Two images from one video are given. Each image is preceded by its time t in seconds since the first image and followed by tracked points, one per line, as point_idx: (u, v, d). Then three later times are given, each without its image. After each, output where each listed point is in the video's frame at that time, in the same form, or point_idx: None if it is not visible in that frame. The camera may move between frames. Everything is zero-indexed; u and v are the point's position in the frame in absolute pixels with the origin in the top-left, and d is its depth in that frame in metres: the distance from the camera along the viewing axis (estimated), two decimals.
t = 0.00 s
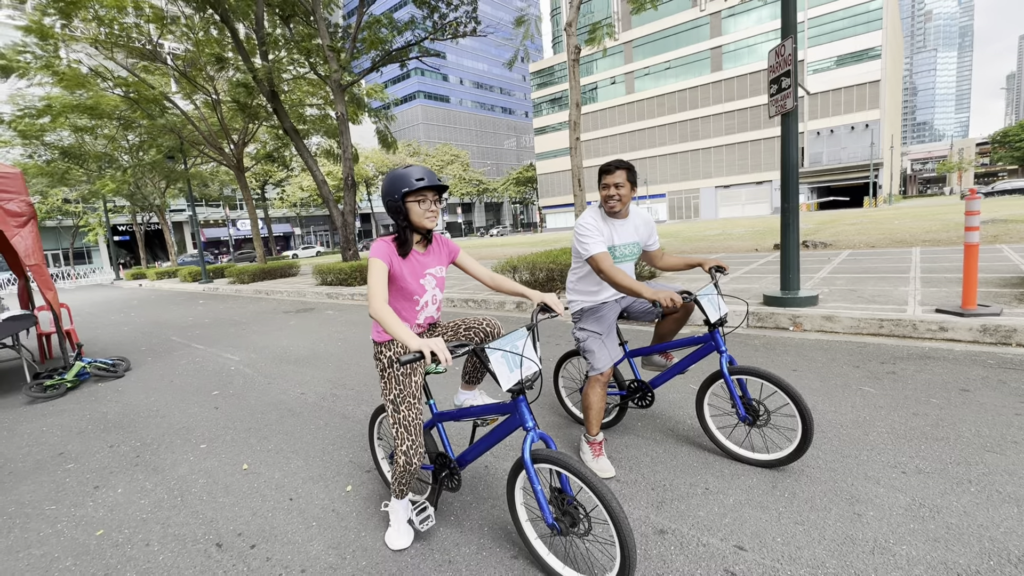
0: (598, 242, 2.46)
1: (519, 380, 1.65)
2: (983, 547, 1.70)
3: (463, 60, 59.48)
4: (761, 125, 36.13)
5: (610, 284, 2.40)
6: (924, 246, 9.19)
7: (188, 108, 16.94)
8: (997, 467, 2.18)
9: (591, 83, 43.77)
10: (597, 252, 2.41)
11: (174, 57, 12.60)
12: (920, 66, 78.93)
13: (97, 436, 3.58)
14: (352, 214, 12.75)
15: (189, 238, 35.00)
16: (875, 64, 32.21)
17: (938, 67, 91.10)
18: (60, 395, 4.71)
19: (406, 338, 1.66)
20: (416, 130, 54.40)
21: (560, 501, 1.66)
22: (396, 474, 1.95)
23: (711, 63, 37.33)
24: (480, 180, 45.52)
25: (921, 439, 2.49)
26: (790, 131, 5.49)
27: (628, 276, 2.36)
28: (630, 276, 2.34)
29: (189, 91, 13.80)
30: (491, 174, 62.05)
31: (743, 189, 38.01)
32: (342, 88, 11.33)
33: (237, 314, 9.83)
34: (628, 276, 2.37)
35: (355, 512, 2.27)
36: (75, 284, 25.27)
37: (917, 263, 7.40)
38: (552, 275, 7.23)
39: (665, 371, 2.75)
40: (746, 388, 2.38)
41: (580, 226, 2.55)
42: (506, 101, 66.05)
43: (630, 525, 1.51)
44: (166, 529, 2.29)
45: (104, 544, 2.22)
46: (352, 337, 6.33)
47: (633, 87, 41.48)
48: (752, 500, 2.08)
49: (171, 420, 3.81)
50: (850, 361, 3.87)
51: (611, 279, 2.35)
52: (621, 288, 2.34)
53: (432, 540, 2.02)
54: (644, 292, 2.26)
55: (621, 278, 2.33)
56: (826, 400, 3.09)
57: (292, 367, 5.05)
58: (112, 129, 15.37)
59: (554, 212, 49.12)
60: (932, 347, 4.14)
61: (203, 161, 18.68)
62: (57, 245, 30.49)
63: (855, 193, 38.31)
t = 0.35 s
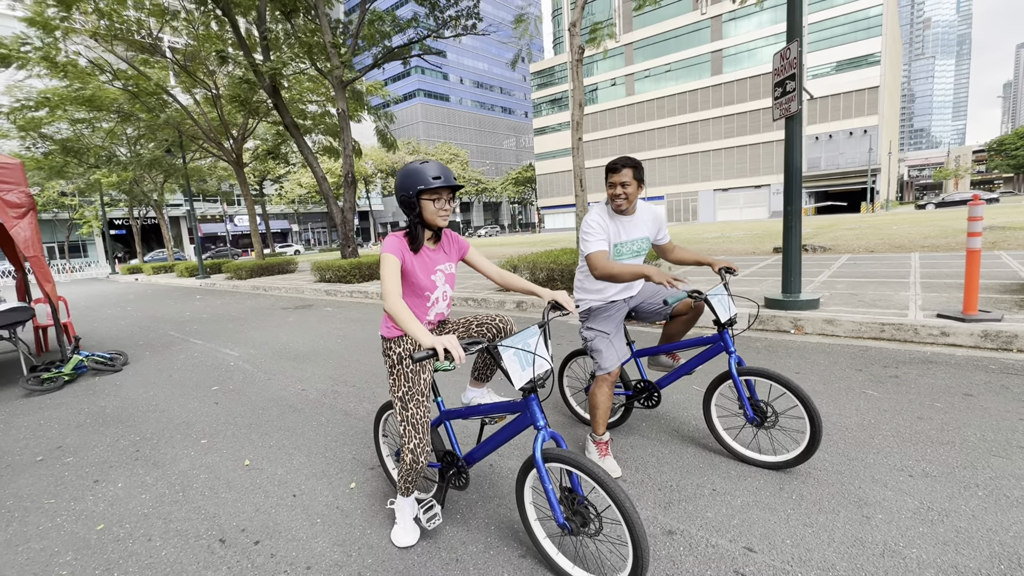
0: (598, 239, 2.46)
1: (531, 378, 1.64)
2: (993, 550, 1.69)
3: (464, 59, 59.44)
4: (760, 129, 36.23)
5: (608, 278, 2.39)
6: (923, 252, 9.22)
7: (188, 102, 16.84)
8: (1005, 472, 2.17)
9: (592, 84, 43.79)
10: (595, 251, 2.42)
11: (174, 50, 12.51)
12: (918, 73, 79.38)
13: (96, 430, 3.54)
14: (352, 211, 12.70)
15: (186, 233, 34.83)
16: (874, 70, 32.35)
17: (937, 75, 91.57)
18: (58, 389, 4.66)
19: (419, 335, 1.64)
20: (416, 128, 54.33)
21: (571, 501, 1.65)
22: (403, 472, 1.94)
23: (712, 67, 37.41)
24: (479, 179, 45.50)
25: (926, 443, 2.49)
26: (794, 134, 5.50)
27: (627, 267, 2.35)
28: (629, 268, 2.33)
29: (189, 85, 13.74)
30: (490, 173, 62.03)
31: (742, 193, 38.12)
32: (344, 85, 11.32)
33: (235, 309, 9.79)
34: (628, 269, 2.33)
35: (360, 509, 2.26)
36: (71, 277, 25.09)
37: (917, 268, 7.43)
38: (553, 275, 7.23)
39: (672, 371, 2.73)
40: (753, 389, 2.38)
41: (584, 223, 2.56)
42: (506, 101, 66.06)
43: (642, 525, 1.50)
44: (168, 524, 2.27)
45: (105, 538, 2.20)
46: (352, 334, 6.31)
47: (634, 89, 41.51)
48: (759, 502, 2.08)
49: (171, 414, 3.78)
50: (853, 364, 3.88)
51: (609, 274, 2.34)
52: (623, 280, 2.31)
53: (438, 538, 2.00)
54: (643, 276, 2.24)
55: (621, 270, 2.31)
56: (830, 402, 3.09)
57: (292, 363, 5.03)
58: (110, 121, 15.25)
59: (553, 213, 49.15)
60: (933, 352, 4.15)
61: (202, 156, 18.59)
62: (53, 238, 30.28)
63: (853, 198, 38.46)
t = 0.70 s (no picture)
0: (595, 247, 2.48)
1: (543, 382, 1.63)
2: (1000, 559, 1.69)
3: (462, 58, 59.37)
4: (757, 133, 36.39)
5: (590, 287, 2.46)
6: (919, 257, 9.28)
7: (184, 97, 16.73)
8: (1008, 479, 2.18)
9: (591, 84, 43.83)
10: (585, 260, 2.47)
11: (170, 44, 12.42)
12: (913, 79, 80.04)
13: (92, 428, 3.50)
14: (349, 208, 12.65)
15: (180, 228, 34.62)
16: (871, 75, 32.54)
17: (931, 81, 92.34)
18: (52, 385, 4.61)
19: (431, 338, 1.64)
20: (413, 127, 54.23)
21: (581, 506, 1.64)
22: (410, 474, 1.92)
23: (710, 69, 37.53)
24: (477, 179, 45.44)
25: (929, 449, 2.49)
26: (795, 138, 5.52)
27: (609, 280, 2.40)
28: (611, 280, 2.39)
29: (185, 80, 13.66)
30: (487, 172, 62.00)
31: (738, 196, 38.28)
32: (342, 82, 11.29)
33: (231, 306, 9.73)
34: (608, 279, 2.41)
35: (363, 512, 2.24)
36: (63, 272, 24.87)
37: (914, 273, 7.47)
38: (552, 276, 7.22)
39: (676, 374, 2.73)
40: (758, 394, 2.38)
41: (590, 223, 2.54)
42: (505, 100, 66.05)
43: (655, 532, 1.49)
44: (167, 525, 2.24)
45: (103, 539, 2.17)
46: (350, 333, 6.28)
47: (632, 90, 41.58)
48: (765, 507, 2.07)
49: (168, 412, 3.74)
50: (854, 369, 3.89)
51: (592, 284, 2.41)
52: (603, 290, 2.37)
53: (443, 542, 1.99)
54: (623, 292, 2.30)
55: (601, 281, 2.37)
56: (832, 407, 3.09)
57: (290, 362, 4.99)
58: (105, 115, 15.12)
59: (550, 213, 49.17)
60: (933, 357, 4.17)
61: (198, 151, 18.47)
62: (45, 232, 30.01)
63: (848, 202, 38.67)
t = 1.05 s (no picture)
0: (589, 254, 2.50)
1: (541, 387, 1.62)
2: (996, 566, 1.69)
3: (460, 57, 59.25)
4: (753, 135, 36.55)
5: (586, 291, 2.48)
6: (912, 260, 9.34)
7: (179, 94, 16.61)
8: (1002, 484, 2.18)
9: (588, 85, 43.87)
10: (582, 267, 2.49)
11: (165, 40, 12.32)
12: (907, 83, 80.75)
13: (80, 428, 3.45)
14: (345, 207, 12.58)
15: (174, 225, 34.36)
16: (866, 80, 32.76)
17: (925, 86, 93.10)
18: (40, 384, 4.55)
19: (427, 341, 1.63)
20: (410, 126, 54.08)
21: (578, 513, 1.63)
22: (403, 478, 1.90)
23: (706, 72, 37.67)
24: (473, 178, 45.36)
25: (924, 453, 2.49)
26: (791, 141, 5.53)
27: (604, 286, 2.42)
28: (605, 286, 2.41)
29: (181, 77, 13.56)
30: (483, 172, 61.97)
31: (733, 198, 38.44)
32: (339, 80, 11.23)
33: (224, 304, 9.65)
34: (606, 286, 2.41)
35: (355, 515, 2.21)
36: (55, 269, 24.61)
37: (907, 277, 7.52)
38: (547, 277, 7.21)
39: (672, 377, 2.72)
40: (755, 397, 2.37)
41: (583, 228, 2.54)
42: (501, 100, 66.04)
43: (652, 540, 1.47)
44: (154, 528, 2.20)
45: (89, 542, 2.13)
46: (344, 332, 6.23)
47: (629, 92, 41.64)
48: (760, 512, 2.06)
49: (158, 412, 3.69)
50: (848, 373, 3.90)
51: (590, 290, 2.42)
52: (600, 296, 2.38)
53: (436, 548, 1.96)
54: (618, 298, 2.31)
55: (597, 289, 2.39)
56: (827, 410, 3.10)
57: (283, 362, 4.95)
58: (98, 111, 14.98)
59: (546, 213, 49.18)
60: (926, 361, 4.19)
61: (193, 149, 18.33)
62: (37, 228, 29.70)
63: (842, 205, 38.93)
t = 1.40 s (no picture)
0: (598, 248, 2.39)
1: (536, 388, 1.60)
2: (993, 569, 1.66)
3: (450, 57, 59.10)
4: (742, 138, 36.86)
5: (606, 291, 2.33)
6: (900, 262, 9.42)
7: (164, 90, 16.32)
8: (996, 486, 2.16)
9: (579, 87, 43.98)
10: (595, 261, 2.36)
11: (150, 36, 12.10)
12: (891, 88, 82.13)
13: (54, 431, 3.32)
14: (334, 206, 12.42)
15: (159, 224, 33.81)
16: (852, 84, 33.21)
17: (909, 91, 94.74)
18: (14, 386, 4.39)
19: (416, 340, 1.57)
20: (400, 125, 53.78)
21: (574, 520, 1.58)
22: (389, 483, 1.83)
23: (696, 74, 37.94)
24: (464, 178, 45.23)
25: (916, 454, 2.48)
26: (782, 142, 5.54)
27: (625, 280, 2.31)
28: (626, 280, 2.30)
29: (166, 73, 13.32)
30: (474, 172, 61.85)
31: (722, 200, 38.74)
32: (328, 77, 11.09)
33: (210, 304, 9.48)
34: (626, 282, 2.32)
35: (339, 522, 2.13)
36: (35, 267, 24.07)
37: (895, 278, 7.58)
38: (538, 277, 7.16)
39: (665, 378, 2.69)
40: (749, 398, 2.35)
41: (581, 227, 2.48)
42: (492, 100, 65.99)
43: (651, 546, 1.43)
44: (128, 537, 2.10)
45: (57, 552, 2.02)
46: (331, 332, 6.12)
47: (619, 93, 41.80)
48: (755, 516, 2.02)
49: (137, 415, 3.57)
50: (839, 373, 3.89)
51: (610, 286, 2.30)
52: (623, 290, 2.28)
53: (424, 556, 1.89)
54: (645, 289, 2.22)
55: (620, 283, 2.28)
56: (821, 411, 3.08)
57: (269, 362, 4.84)
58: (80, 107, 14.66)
59: (537, 214, 49.18)
60: (916, 361, 4.20)
61: (178, 146, 18.03)
62: (17, 226, 29.04)
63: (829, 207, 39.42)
